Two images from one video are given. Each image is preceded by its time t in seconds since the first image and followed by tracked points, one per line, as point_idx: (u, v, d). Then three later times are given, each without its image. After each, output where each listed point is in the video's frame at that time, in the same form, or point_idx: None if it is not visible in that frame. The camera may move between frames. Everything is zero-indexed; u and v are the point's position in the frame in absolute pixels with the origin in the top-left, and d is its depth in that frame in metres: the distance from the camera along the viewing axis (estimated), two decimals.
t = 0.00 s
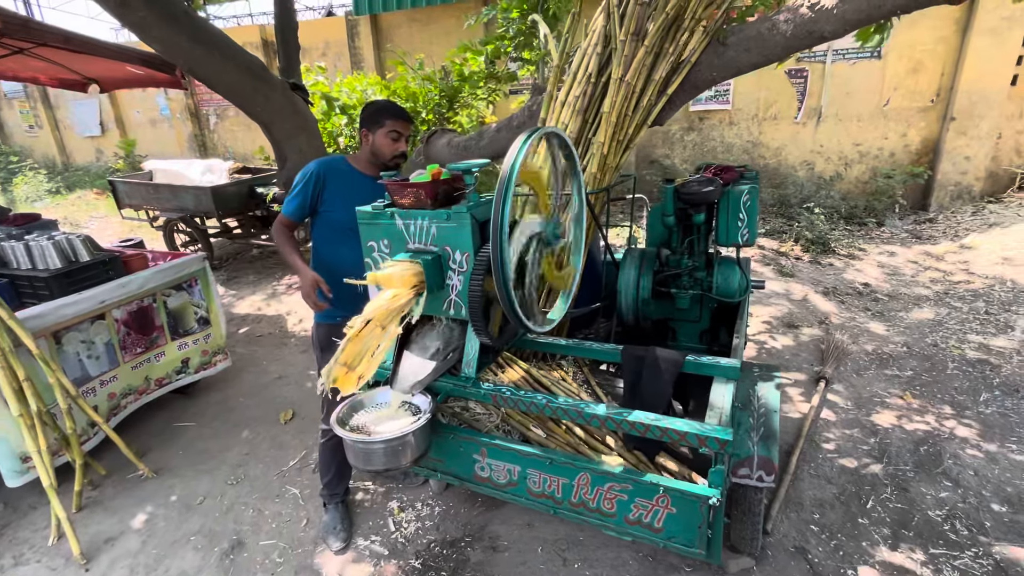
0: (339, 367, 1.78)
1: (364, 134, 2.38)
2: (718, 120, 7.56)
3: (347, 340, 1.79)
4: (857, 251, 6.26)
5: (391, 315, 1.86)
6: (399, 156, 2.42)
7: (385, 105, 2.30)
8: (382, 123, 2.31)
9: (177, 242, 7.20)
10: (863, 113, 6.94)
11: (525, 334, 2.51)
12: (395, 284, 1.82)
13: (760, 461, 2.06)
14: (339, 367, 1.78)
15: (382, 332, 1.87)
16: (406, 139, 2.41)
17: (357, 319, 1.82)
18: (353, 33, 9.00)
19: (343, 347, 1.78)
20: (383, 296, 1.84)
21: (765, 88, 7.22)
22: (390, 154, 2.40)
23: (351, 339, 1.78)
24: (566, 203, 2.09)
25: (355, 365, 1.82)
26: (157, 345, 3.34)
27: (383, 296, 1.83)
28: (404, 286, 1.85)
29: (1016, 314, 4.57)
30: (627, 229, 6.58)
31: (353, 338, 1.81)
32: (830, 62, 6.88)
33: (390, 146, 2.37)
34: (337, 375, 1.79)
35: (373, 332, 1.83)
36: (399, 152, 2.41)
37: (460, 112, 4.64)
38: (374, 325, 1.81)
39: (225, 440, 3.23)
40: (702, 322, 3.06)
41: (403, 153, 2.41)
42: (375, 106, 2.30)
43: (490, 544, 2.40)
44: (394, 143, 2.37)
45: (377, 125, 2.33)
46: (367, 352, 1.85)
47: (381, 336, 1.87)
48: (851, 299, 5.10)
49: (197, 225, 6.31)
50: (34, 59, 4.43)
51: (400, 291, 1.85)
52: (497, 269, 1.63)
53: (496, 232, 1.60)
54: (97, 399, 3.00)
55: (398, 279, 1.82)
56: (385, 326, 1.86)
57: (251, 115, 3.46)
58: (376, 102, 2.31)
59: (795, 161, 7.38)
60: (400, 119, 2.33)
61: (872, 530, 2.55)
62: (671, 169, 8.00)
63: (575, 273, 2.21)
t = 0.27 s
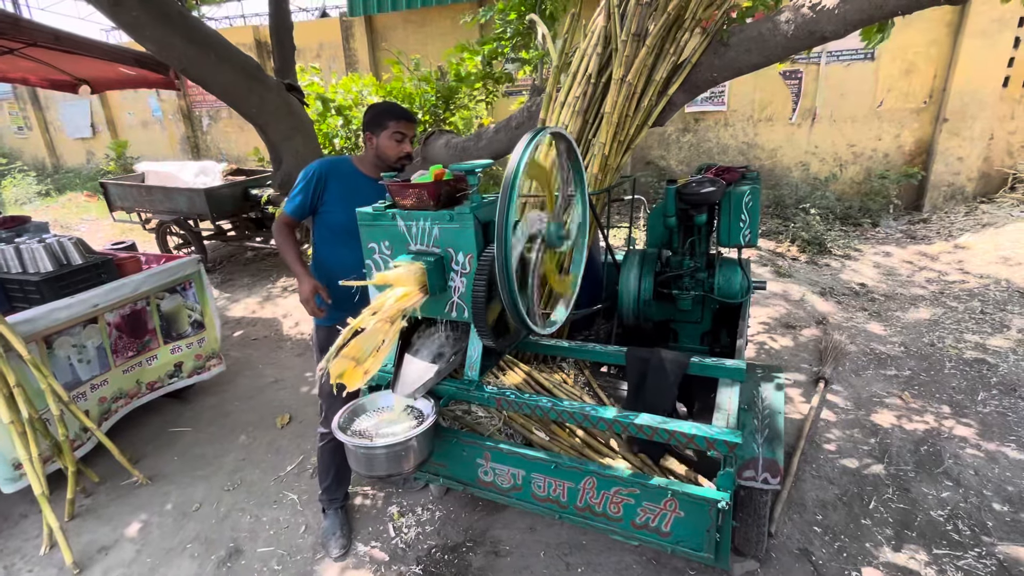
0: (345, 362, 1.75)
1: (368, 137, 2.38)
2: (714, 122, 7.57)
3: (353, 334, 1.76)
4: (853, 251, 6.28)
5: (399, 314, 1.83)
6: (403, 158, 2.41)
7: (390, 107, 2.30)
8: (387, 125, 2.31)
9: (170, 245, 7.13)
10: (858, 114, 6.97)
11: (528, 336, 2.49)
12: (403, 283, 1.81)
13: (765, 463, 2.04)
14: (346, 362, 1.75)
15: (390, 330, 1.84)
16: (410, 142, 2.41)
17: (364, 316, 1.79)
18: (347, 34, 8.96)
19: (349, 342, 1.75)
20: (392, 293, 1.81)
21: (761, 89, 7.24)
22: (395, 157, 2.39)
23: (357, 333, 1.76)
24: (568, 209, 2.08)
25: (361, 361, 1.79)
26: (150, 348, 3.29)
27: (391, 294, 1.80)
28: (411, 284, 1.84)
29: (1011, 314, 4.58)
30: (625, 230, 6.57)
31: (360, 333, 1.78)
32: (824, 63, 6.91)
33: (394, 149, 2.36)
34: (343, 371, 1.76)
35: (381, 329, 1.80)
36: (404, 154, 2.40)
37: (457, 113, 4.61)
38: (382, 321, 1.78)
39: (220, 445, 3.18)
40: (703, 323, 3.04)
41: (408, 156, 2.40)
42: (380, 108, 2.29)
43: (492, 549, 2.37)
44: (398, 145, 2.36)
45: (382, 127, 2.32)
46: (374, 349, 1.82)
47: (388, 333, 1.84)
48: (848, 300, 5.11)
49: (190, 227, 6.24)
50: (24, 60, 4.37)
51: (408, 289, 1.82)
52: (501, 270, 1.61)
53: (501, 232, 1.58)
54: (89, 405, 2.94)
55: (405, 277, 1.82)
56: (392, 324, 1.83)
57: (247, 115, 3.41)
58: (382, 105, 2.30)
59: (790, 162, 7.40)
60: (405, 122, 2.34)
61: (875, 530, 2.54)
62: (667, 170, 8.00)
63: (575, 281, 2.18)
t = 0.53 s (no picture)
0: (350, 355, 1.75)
1: (364, 140, 2.36)
2: (712, 123, 7.58)
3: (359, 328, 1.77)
4: (851, 252, 6.29)
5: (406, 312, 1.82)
6: (400, 159, 2.39)
7: (383, 108, 2.27)
8: (380, 126, 2.29)
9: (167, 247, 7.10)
10: (856, 116, 6.99)
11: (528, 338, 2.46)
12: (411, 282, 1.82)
13: (766, 466, 2.03)
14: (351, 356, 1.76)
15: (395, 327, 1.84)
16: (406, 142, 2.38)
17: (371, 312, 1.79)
18: (346, 37, 8.96)
19: (355, 335, 1.75)
20: (400, 292, 1.82)
21: (759, 91, 7.25)
22: (391, 158, 2.36)
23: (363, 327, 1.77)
24: (568, 211, 2.08)
25: (366, 356, 1.79)
26: (148, 351, 3.27)
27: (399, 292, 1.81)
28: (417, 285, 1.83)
29: (1009, 315, 4.59)
30: (623, 232, 6.57)
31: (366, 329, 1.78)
32: (822, 65, 6.92)
33: (390, 150, 2.34)
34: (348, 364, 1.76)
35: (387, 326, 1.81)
36: (400, 155, 2.38)
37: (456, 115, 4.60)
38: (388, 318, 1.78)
39: (218, 449, 3.16)
40: (703, 325, 3.03)
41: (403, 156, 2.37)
42: (373, 110, 2.27)
43: (492, 552, 2.36)
44: (393, 147, 2.34)
45: (376, 129, 2.30)
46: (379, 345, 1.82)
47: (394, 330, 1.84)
48: (847, 301, 5.11)
49: (189, 230, 6.23)
50: (22, 62, 4.35)
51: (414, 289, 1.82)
52: (502, 273, 1.60)
53: (501, 234, 1.57)
54: (86, 408, 2.93)
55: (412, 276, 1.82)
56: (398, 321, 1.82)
57: (245, 118, 3.40)
58: (375, 106, 2.27)
59: (788, 164, 7.42)
60: (399, 123, 2.31)
61: (876, 532, 2.54)
62: (666, 172, 8.01)
63: (574, 290, 2.15)
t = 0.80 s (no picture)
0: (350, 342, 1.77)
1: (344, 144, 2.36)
2: (714, 125, 7.58)
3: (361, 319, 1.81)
4: (853, 255, 6.28)
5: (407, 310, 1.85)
6: (380, 160, 2.37)
7: (358, 111, 2.26)
8: (357, 129, 2.28)
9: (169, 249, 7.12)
10: (857, 118, 6.98)
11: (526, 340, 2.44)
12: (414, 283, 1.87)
13: (765, 469, 2.04)
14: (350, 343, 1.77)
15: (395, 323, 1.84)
16: (385, 141, 2.36)
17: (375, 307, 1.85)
18: (348, 39, 8.99)
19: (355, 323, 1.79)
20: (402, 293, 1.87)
21: (760, 94, 7.25)
22: (371, 159, 2.35)
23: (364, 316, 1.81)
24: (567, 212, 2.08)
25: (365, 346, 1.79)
26: (149, 352, 3.28)
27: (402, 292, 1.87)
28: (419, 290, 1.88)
29: (1012, 318, 4.57)
30: (624, 235, 6.56)
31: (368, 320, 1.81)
32: (824, 67, 6.91)
33: (369, 151, 2.33)
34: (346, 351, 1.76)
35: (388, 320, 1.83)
36: (380, 156, 2.36)
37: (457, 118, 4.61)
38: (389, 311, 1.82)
39: (218, 450, 3.16)
40: (703, 327, 3.02)
41: (383, 157, 2.36)
42: (348, 114, 2.26)
43: (491, 555, 2.35)
44: (371, 149, 2.33)
45: (353, 133, 2.29)
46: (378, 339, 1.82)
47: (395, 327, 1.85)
48: (849, 304, 5.10)
49: (190, 231, 6.24)
50: (25, 65, 4.38)
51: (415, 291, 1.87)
52: (500, 275, 1.60)
53: (499, 237, 1.57)
54: (87, 409, 2.93)
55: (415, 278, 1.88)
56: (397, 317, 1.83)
57: (247, 121, 3.42)
58: (350, 110, 2.27)
59: (790, 166, 7.40)
60: (373, 122, 2.29)
61: (877, 537, 2.52)
62: (667, 174, 8.00)
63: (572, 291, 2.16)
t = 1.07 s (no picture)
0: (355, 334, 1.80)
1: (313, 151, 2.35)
2: (720, 128, 7.56)
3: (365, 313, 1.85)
4: (860, 258, 6.24)
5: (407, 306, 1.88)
6: (346, 163, 2.33)
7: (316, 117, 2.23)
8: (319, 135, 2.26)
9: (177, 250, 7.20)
10: (865, 121, 6.94)
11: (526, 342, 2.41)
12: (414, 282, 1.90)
13: (766, 474, 2.03)
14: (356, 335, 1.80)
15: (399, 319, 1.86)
16: (350, 143, 2.30)
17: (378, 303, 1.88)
18: (355, 42, 9.04)
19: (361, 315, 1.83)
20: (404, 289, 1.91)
21: (766, 96, 7.22)
22: (336, 163, 2.32)
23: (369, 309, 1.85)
24: (568, 216, 2.08)
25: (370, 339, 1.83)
26: (155, 353, 3.32)
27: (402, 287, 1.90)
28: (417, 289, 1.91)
29: (1022, 322, 4.52)
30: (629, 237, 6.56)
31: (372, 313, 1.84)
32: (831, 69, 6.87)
33: (333, 155, 2.30)
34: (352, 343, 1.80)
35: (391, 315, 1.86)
36: (345, 159, 2.32)
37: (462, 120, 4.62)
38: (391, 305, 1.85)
39: (222, 450, 3.19)
40: (705, 330, 3.02)
41: (349, 159, 2.32)
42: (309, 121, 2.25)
43: (491, 557, 2.36)
44: (336, 151, 2.30)
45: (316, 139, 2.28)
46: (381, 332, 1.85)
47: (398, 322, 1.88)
48: (855, 307, 5.06)
49: (198, 233, 6.30)
50: (37, 68, 4.44)
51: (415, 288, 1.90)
52: (499, 280, 1.61)
53: (497, 242, 1.57)
54: (94, 408, 2.97)
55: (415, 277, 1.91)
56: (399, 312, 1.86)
57: (253, 124, 3.45)
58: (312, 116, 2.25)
59: (796, 169, 7.37)
60: (334, 125, 2.25)
61: (881, 543, 2.50)
62: (672, 176, 7.98)
63: (573, 294, 2.16)
